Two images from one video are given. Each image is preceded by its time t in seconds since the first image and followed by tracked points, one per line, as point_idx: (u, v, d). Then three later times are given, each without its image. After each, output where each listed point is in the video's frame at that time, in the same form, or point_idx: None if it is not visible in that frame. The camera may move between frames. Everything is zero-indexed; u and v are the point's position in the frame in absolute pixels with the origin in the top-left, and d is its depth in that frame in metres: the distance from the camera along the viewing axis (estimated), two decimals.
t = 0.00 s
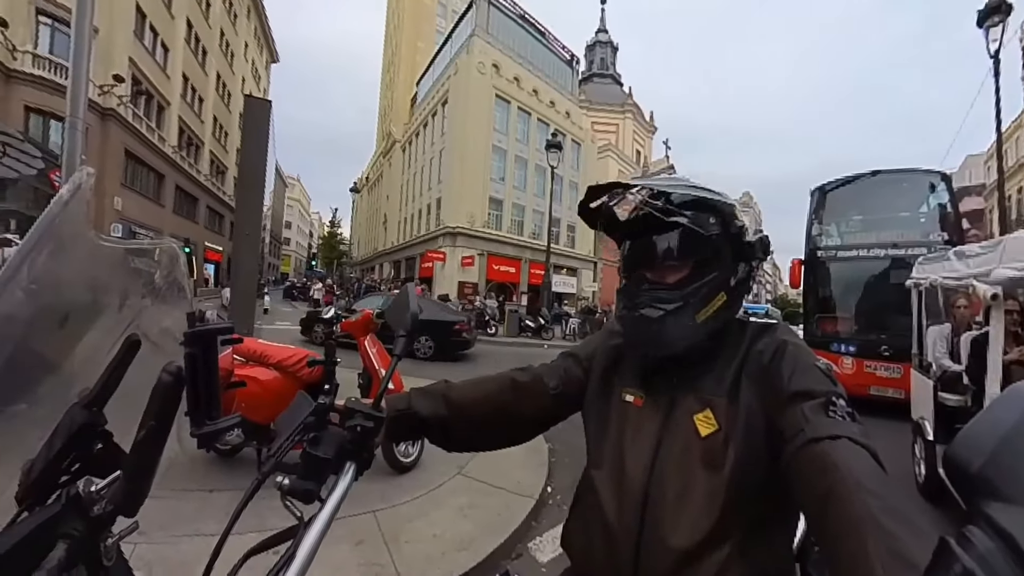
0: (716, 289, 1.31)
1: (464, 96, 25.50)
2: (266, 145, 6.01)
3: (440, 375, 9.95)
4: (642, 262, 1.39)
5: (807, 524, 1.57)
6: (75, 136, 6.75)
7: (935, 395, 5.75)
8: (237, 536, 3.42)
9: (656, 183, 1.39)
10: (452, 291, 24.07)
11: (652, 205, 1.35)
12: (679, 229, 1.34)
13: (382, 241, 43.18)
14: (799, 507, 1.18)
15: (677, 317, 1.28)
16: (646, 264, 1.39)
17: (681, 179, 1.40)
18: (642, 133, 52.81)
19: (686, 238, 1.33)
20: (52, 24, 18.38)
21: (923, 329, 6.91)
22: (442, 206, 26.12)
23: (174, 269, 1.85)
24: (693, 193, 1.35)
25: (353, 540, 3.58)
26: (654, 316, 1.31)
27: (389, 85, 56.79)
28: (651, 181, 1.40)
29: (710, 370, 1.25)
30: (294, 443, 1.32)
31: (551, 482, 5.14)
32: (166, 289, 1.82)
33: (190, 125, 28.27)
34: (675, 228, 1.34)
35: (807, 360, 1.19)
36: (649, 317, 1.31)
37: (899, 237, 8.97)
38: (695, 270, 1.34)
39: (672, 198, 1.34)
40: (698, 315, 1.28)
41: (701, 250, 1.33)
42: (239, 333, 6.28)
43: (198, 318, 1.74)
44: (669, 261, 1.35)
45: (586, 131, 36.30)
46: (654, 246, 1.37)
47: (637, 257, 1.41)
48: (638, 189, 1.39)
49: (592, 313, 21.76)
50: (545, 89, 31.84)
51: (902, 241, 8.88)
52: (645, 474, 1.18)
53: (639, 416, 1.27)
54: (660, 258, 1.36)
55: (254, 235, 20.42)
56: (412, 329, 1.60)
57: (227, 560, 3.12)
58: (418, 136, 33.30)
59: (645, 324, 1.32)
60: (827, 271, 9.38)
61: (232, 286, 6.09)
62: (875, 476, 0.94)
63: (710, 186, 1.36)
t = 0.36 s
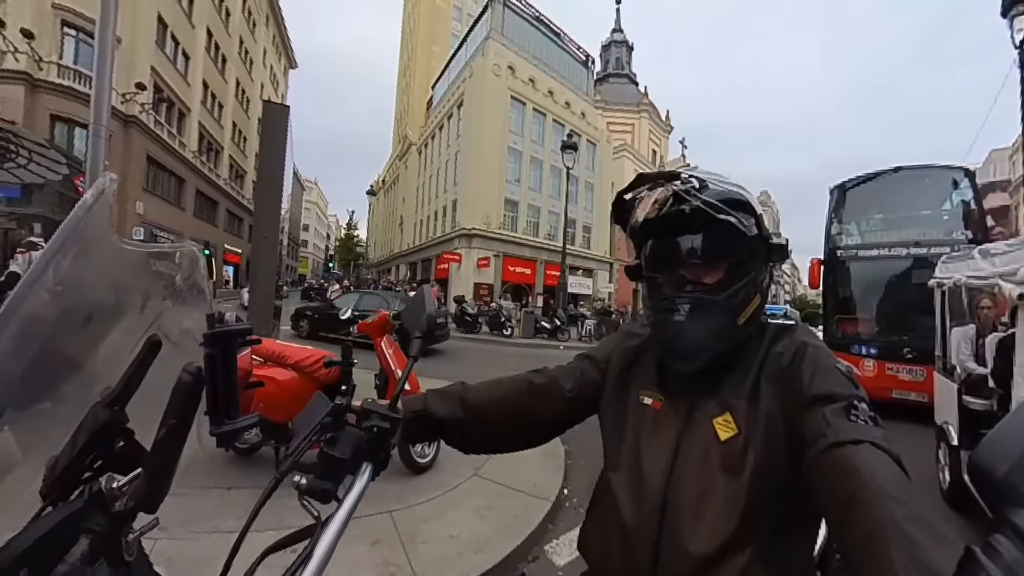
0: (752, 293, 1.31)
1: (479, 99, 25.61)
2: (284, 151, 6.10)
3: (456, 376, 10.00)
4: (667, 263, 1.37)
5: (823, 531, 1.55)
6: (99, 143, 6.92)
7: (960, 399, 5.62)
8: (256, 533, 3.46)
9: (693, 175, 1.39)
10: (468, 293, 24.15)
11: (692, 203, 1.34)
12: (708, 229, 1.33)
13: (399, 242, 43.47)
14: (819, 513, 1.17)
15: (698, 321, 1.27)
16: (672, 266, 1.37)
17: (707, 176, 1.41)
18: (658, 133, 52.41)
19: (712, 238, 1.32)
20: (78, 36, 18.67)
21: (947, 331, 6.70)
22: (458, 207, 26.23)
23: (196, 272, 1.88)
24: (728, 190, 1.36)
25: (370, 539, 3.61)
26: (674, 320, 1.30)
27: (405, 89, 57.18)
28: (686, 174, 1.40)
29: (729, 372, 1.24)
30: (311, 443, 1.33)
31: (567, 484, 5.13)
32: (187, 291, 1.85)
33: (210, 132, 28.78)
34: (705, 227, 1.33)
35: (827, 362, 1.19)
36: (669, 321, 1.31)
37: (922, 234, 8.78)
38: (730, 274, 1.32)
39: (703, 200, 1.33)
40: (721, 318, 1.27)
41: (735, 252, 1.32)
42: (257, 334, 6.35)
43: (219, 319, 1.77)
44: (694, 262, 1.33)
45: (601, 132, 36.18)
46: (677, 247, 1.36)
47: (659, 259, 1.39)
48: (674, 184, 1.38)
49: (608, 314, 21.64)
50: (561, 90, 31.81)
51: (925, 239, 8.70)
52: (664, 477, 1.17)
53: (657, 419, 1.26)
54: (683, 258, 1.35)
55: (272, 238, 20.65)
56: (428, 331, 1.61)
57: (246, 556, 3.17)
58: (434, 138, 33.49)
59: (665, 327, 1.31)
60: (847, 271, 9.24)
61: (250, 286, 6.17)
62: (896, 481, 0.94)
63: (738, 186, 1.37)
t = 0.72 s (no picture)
0: (782, 303, 1.28)
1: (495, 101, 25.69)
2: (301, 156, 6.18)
3: (472, 377, 10.03)
4: (693, 267, 1.35)
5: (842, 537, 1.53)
6: (122, 150, 7.05)
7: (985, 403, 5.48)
8: (274, 531, 3.51)
9: (728, 182, 1.34)
10: (484, 294, 24.21)
11: (728, 208, 1.29)
12: (738, 235, 1.31)
13: (415, 244, 43.70)
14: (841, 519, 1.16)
15: (721, 327, 1.24)
16: (700, 269, 1.34)
17: (742, 179, 1.37)
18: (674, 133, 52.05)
19: (741, 244, 1.30)
20: (100, 45, 18.88)
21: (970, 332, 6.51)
22: (473, 209, 26.31)
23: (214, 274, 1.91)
24: (765, 198, 1.31)
25: (386, 539, 3.63)
26: (696, 327, 1.28)
27: (421, 92, 57.54)
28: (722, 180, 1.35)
29: (751, 377, 1.22)
30: (329, 443, 1.34)
31: (583, 487, 5.11)
32: (205, 292, 1.89)
33: (230, 136, 29.23)
34: (733, 234, 1.31)
35: (850, 369, 1.18)
36: (691, 328, 1.28)
37: (944, 232, 8.59)
38: (763, 284, 1.29)
39: (742, 204, 1.29)
40: (747, 324, 1.24)
41: (763, 262, 1.29)
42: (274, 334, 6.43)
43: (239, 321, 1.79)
44: (719, 264, 1.31)
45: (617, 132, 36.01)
46: (702, 251, 1.34)
47: (681, 263, 1.37)
48: (709, 188, 1.33)
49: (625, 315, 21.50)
50: (576, 91, 31.75)
51: (948, 237, 8.52)
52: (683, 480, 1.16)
53: (676, 423, 1.25)
54: (709, 259, 1.32)
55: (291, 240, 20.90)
56: (444, 334, 1.62)
57: (265, 554, 3.21)
58: (449, 141, 33.66)
59: (686, 332, 1.29)
60: (868, 271, 9.09)
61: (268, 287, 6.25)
62: (921, 490, 0.93)
63: (774, 190, 1.34)
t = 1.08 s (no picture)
0: (813, 312, 1.25)
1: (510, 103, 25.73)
2: (318, 158, 6.23)
3: (488, 378, 10.04)
4: (719, 271, 1.34)
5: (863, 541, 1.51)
6: (144, 155, 7.18)
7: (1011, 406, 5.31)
8: (292, 529, 3.54)
9: (767, 192, 1.32)
10: (499, 295, 24.26)
11: (762, 215, 1.27)
12: (768, 242, 1.29)
13: (431, 246, 43.93)
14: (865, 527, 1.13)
15: (747, 332, 1.22)
16: (728, 275, 1.32)
17: (780, 186, 1.35)
18: (691, 131, 51.58)
19: (769, 250, 1.28)
20: (124, 55, 19.28)
21: (997, 334, 6.34)
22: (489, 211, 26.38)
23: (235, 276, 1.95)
24: (802, 209, 1.29)
25: (403, 539, 3.65)
26: (719, 332, 1.25)
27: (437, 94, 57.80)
28: (761, 191, 1.32)
29: (774, 380, 1.20)
30: (345, 443, 1.35)
31: (600, 490, 5.09)
32: (225, 293, 1.93)
33: (249, 141, 29.66)
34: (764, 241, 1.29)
35: (875, 374, 1.15)
36: (714, 333, 1.26)
37: (968, 230, 8.36)
38: (794, 292, 1.25)
39: (773, 213, 1.27)
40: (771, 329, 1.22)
41: (794, 270, 1.25)
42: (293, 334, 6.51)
43: (258, 322, 1.81)
44: (745, 269, 1.29)
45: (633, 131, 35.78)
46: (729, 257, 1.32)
47: (705, 267, 1.35)
48: (747, 197, 1.31)
49: (641, 317, 21.31)
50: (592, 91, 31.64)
51: (972, 236, 8.30)
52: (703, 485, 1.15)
53: (697, 429, 1.23)
54: (735, 261, 1.31)
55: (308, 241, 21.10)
56: (460, 335, 1.61)
57: (282, 553, 3.23)
58: (465, 143, 33.78)
59: (709, 338, 1.27)
60: (889, 271, 8.96)
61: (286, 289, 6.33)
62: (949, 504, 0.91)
63: (812, 199, 1.31)
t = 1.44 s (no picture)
0: (828, 312, 1.23)
1: (525, 104, 25.74)
2: (335, 161, 6.29)
3: (504, 379, 10.05)
4: (733, 269, 1.32)
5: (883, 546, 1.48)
6: (165, 161, 7.32)
7: None
8: (309, 527, 3.58)
9: (778, 189, 1.29)
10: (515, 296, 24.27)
11: (774, 213, 1.25)
12: (782, 239, 1.28)
13: (447, 247, 44.05)
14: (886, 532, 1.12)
15: (766, 332, 1.20)
16: (741, 272, 1.31)
17: (792, 182, 1.32)
18: (707, 130, 51.03)
19: (784, 247, 1.26)
20: (145, 64, 19.55)
21: None
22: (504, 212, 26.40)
23: (253, 277, 1.97)
24: (815, 205, 1.26)
25: (419, 538, 3.67)
26: (736, 334, 1.24)
27: (452, 97, 57.95)
28: (774, 187, 1.31)
29: (791, 382, 1.19)
30: (362, 442, 1.36)
31: (616, 493, 5.06)
32: (244, 295, 1.95)
33: (267, 145, 30.05)
34: (778, 240, 1.27)
35: (895, 376, 1.13)
36: (731, 334, 1.25)
37: (993, 227, 8.08)
38: (809, 291, 1.24)
39: (787, 209, 1.25)
40: (790, 330, 1.20)
41: (808, 268, 1.24)
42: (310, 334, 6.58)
43: (275, 323, 1.83)
44: (760, 267, 1.27)
45: (649, 131, 35.54)
46: (743, 255, 1.31)
47: (718, 266, 1.34)
48: (759, 194, 1.29)
49: (657, 317, 21.14)
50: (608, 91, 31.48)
51: (996, 234, 8.03)
52: (720, 488, 1.13)
53: (714, 431, 1.22)
54: (750, 260, 1.29)
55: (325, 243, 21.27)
56: (476, 335, 1.62)
57: (299, 549, 3.27)
58: (480, 145, 33.84)
59: (726, 340, 1.25)
60: (912, 270, 8.78)
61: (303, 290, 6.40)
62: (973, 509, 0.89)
63: (826, 194, 1.29)
